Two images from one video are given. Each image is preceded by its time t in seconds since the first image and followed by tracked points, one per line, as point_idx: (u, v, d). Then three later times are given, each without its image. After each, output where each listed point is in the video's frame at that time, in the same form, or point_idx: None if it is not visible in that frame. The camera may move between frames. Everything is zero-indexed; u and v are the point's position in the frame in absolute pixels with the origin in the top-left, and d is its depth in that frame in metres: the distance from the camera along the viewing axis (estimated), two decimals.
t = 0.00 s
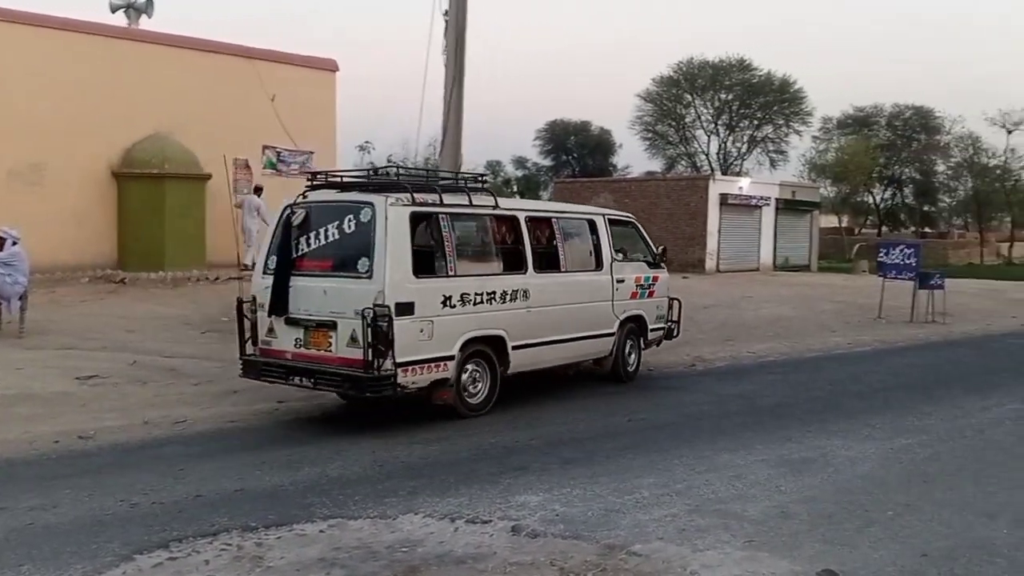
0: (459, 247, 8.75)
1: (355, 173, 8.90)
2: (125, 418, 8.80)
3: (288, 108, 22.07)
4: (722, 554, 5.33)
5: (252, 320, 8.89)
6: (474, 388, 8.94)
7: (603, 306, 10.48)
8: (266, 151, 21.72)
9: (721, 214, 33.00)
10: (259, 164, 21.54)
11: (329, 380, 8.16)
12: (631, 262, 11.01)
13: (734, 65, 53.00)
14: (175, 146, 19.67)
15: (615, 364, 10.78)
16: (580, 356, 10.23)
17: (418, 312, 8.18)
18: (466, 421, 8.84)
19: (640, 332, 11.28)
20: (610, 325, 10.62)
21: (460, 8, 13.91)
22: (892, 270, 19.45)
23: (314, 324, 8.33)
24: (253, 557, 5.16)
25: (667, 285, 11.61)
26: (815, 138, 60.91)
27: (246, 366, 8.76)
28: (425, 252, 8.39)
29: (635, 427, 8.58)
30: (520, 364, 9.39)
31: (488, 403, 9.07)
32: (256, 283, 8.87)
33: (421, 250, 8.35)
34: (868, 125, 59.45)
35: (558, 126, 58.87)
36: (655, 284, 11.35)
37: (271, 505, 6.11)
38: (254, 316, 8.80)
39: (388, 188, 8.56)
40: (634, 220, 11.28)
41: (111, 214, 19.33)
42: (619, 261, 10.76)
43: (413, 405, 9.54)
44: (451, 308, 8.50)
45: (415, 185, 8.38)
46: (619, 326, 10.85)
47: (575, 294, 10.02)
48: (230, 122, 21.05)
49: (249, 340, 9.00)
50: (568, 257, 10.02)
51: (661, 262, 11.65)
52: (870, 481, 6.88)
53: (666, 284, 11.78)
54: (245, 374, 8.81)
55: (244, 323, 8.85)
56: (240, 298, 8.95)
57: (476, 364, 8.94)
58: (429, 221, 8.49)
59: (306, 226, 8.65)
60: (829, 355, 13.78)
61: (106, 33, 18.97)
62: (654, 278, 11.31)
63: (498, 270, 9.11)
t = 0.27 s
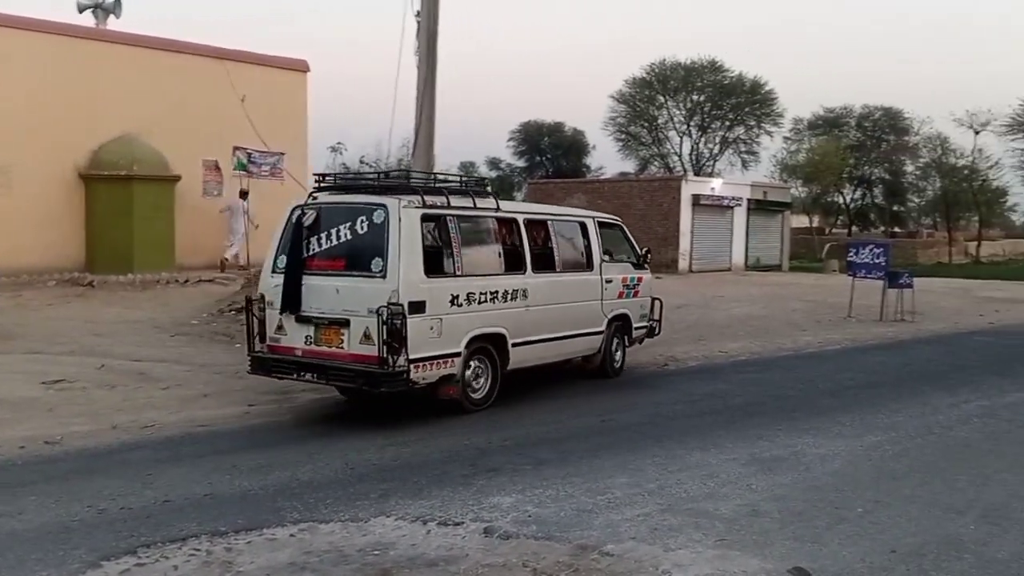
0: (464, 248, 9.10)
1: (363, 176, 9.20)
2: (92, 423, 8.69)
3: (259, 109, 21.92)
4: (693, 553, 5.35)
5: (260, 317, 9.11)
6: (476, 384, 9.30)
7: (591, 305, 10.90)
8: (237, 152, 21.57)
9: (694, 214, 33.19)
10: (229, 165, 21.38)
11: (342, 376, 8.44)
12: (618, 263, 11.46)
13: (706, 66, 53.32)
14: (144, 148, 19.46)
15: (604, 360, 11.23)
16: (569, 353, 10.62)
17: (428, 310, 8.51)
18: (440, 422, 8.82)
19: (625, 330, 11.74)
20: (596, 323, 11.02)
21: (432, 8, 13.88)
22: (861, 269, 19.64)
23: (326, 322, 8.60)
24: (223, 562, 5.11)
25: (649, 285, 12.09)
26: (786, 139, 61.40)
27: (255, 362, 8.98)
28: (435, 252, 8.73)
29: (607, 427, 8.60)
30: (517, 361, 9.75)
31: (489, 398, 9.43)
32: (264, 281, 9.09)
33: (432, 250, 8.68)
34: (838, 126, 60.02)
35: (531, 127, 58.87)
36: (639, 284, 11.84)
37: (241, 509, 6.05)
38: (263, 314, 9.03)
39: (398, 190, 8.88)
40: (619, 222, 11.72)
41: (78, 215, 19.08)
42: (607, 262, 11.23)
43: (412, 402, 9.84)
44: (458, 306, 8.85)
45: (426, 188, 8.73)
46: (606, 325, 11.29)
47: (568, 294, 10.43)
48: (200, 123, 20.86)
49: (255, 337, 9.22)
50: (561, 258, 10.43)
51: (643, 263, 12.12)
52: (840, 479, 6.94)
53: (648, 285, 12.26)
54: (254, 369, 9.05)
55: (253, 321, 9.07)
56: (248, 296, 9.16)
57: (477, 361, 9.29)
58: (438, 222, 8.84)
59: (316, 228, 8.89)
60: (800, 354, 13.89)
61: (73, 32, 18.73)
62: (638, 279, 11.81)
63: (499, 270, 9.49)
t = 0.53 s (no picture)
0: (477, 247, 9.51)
1: (381, 176, 9.61)
2: (70, 425, 8.61)
3: (238, 108, 21.79)
4: (674, 550, 5.36)
5: (278, 310, 9.47)
6: (487, 377, 9.68)
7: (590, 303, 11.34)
8: (216, 151, 21.44)
9: (675, 213, 33.30)
10: (208, 164, 21.24)
11: (362, 368, 8.85)
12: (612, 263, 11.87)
13: (686, 65, 53.48)
14: (122, 147, 19.31)
15: (599, 357, 11.63)
16: (569, 348, 11.07)
17: (446, 306, 8.91)
18: (421, 422, 8.80)
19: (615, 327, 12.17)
20: (593, 320, 11.45)
21: (411, 7, 13.85)
22: (840, 267, 19.77)
23: (346, 316, 9.00)
24: (202, 564, 5.07)
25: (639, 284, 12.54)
26: (766, 138, 61.71)
27: (274, 354, 9.37)
28: (452, 250, 9.15)
29: (589, 426, 8.61)
30: (525, 355, 10.19)
31: (498, 391, 9.82)
32: (283, 275, 9.46)
33: (449, 248, 9.10)
34: (817, 125, 60.39)
35: (512, 126, 58.87)
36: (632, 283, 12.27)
37: (221, 511, 6.01)
38: (282, 307, 9.40)
39: (417, 190, 9.30)
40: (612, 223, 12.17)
41: (55, 216, 18.90)
42: (603, 262, 11.66)
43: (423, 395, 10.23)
44: (474, 302, 9.28)
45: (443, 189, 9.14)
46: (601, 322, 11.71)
47: (570, 291, 10.87)
48: (179, 122, 20.71)
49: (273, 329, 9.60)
50: (563, 257, 10.86)
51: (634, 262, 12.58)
52: (820, 475, 6.98)
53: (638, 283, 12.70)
54: (273, 361, 9.43)
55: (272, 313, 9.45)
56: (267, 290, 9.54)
57: (488, 355, 9.67)
58: (454, 221, 9.26)
59: (337, 225, 9.27)
60: (780, 352, 13.97)
61: (49, 31, 18.57)
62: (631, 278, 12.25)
63: (509, 268, 9.91)
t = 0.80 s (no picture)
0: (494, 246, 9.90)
1: (402, 177, 9.97)
2: (58, 427, 8.57)
3: (226, 108, 21.71)
4: (664, 548, 5.37)
5: (301, 306, 9.80)
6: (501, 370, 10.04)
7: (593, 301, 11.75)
8: (204, 152, 21.36)
9: (664, 212, 33.35)
10: (196, 164, 21.17)
11: (385, 361, 9.23)
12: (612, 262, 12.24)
13: (675, 65, 53.54)
14: (109, 148, 19.22)
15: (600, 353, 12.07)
16: (575, 343, 11.47)
17: (467, 303, 9.31)
18: (411, 422, 8.79)
19: (615, 325, 12.64)
20: (595, 318, 11.85)
21: (399, 7, 13.82)
22: (829, 265, 19.85)
23: (370, 311, 9.37)
24: (191, 565, 5.05)
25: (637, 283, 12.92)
26: (755, 137, 61.87)
27: (297, 348, 9.71)
28: (472, 249, 9.54)
29: (578, 425, 8.61)
30: (536, 350, 10.59)
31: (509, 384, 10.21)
32: (307, 272, 9.78)
33: (470, 247, 9.50)
34: (806, 123, 60.58)
35: (502, 125, 58.92)
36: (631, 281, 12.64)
37: (209, 512, 5.98)
38: (306, 303, 9.73)
39: (438, 190, 9.68)
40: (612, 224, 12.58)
41: (41, 216, 18.81)
42: (605, 261, 12.05)
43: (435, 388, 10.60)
44: (492, 299, 9.68)
45: (465, 190, 9.54)
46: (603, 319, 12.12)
47: (576, 289, 11.27)
48: (166, 123, 20.63)
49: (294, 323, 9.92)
50: (569, 256, 11.26)
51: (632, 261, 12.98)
52: (809, 473, 7.00)
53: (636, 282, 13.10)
54: (295, 354, 9.77)
55: (296, 308, 9.78)
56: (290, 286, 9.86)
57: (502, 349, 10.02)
58: (474, 221, 9.66)
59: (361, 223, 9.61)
60: (769, 350, 14.02)
61: (35, 31, 18.46)
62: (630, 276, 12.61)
63: (524, 266, 10.32)
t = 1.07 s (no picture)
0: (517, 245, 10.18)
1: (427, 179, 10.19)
2: (60, 428, 8.58)
3: (226, 109, 21.71)
4: (666, 547, 5.37)
5: (332, 305, 9.94)
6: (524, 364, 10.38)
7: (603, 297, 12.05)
8: (204, 152, 21.36)
9: (665, 210, 33.34)
10: (197, 165, 21.16)
11: (419, 358, 9.44)
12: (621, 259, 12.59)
13: (675, 63, 53.52)
14: (109, 149, 19.22)
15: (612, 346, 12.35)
16: (585, 339, 11.75)
17: (496, 301, 9.58)
18: (413, 421, 8.80)
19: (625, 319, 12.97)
20: (606, 314, 12.16)
21: (399, 8, 13.83)
22: (830, 263, 19.83)
23: (401, 309, 9.56)
24: (193, 566, 5.05)
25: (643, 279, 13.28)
26: (755, 135, 61.85)
27: (328, 346, 9.86)
28: (499, 248, 9.81)
29: (580, 424, 8.62)
30: (552, 346, 10.87)
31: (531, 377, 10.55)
32: (337, 272, 9.94)
33: (497, 247, 9.77)
34: (807, 121, 60.58)
35: (503, 124, 58.94)
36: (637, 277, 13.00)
37: (212, 513, 5.99)
38: (337, 301, 9.88)
39: (465, 192, 9.93)
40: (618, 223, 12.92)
41: (42, 219, 18.82)
42: (615, 259, 12.39)
43: (457, 383, 10.88)
44: (518, 296, 9.95)
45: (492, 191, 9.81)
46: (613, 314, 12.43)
47: (589, 286, 11.59)
48: (166, 124, 20.64)
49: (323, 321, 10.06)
50: (584, 253, 11.57)
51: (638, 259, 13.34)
52: (812, 471, 6.99)
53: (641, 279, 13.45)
54: (326, 351, 9.91)
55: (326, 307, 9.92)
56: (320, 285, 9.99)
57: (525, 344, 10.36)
58: (500, 221, 9.93)
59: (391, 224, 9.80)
60: (770, 348, 14.02)
61: (35, 33, 18.47)
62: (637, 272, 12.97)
63: (545, 264, 10.60)
